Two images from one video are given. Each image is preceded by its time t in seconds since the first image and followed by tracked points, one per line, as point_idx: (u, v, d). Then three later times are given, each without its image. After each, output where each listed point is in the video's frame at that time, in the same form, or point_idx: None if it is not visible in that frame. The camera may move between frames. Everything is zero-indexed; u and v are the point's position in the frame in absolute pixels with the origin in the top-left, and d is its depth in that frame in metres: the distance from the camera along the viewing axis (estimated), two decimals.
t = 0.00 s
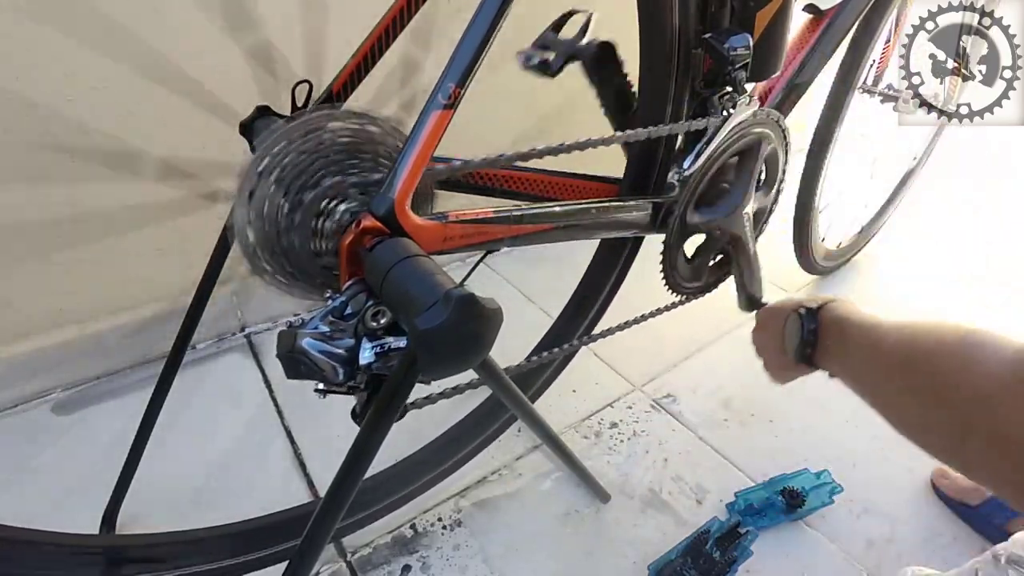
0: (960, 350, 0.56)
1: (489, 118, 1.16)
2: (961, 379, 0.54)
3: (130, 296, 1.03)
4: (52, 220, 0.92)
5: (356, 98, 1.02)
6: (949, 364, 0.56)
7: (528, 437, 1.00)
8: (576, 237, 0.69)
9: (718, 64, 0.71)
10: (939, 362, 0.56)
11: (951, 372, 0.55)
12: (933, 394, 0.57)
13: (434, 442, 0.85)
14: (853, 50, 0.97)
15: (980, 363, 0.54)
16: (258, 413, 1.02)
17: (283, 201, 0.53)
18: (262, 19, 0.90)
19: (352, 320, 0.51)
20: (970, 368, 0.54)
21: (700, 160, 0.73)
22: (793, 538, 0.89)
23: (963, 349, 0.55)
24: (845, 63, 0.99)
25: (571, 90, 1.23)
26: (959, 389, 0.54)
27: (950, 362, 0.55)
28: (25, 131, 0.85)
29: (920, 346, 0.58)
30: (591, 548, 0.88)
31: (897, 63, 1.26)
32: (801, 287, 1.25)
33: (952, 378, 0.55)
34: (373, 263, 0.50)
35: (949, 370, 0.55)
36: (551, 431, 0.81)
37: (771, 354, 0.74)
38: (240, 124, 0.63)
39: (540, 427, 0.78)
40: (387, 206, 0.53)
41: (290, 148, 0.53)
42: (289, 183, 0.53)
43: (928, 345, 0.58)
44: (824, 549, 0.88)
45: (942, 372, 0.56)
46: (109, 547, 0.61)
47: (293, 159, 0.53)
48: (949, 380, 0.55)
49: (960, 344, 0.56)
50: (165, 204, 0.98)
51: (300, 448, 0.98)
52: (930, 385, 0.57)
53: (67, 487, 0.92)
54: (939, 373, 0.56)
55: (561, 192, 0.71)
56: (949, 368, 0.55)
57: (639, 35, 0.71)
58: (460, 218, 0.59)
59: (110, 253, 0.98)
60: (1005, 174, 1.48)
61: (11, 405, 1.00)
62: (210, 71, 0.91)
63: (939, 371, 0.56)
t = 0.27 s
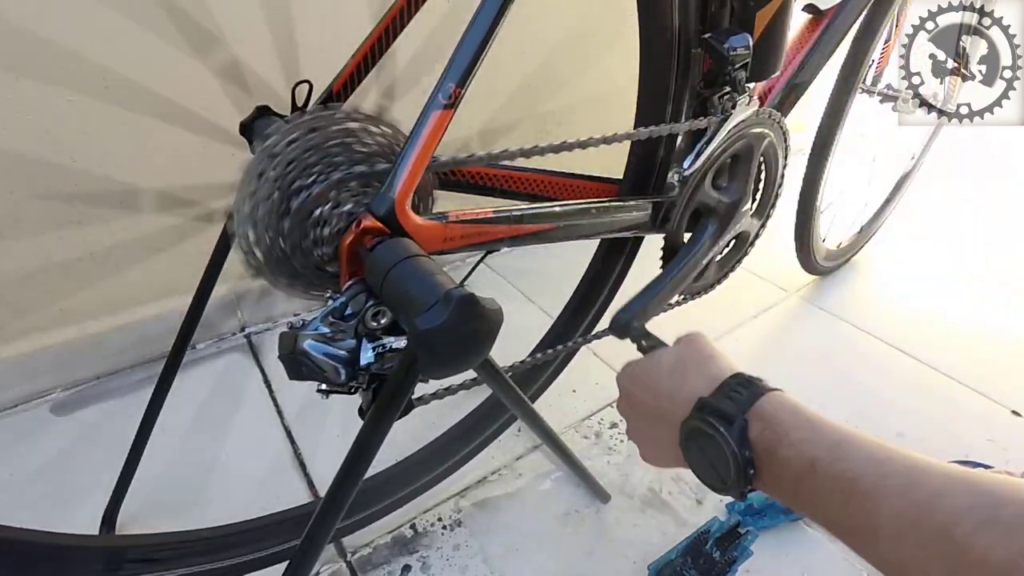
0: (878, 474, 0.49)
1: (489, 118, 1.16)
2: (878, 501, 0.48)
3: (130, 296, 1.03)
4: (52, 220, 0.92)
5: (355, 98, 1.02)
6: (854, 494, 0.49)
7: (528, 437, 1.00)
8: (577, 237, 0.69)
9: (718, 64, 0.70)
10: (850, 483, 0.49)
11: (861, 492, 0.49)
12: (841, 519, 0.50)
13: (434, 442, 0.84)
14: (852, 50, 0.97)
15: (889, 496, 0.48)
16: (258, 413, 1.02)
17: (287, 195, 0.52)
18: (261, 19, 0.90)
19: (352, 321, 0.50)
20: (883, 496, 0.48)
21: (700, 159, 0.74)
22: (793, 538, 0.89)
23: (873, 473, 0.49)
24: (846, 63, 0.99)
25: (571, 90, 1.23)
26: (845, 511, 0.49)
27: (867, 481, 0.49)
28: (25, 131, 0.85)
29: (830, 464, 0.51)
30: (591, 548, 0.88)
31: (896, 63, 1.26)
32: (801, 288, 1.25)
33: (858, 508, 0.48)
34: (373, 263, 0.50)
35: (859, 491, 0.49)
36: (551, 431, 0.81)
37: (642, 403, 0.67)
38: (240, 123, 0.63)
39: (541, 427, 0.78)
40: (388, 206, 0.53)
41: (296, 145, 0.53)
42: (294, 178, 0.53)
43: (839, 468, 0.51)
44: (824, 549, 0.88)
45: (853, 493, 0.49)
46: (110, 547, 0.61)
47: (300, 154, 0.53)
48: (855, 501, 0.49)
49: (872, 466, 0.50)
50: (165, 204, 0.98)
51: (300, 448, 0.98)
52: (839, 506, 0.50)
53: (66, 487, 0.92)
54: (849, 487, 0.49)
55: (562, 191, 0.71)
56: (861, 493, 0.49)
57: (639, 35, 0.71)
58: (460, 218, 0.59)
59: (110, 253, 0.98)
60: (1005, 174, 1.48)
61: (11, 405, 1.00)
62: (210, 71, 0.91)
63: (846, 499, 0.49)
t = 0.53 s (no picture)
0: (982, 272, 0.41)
1: (489, 118, 1.16)
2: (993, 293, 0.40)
3: (130, 297, 1.03)
4: (52, 221, 0.92)
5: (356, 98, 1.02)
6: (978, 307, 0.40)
7: (528, 437, 1.00)
8: (577, 237, 0.69)
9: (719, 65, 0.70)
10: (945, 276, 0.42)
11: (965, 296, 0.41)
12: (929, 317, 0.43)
13: (434, 442, 0.84)
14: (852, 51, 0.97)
15: (1001, 287, 0.40)
16: (258, 413, 1.02)
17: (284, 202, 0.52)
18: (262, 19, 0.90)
19: (353, 322, 0.51)
20: (994, 297, 0.40)
21: (699, 160, 0.75)
22: (793, 538, 0.89)
23: (980, 262, 0.41)
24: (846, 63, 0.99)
25: (571, 90, 1.23)
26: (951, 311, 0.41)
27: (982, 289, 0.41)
28: (25, 132, 0.85)
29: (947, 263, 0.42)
30: (591, 548, 0.88)
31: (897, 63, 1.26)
32: (801, 287, 1.25)
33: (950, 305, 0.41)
34: (373, 263, 0.50)
35: (969, 299, 0.41)
36: (551, 430, 0.81)
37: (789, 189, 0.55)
38: (240, 123, 0.63)
39: (541, 427, 0.78)
40: (387, 206, 0.53)
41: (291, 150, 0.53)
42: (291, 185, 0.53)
43: (951, 260, 0.42)
44: (824, 549, 0.88)
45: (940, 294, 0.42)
46: (110, 546, 0.61)
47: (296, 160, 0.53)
48: (953, 309, 0.41)
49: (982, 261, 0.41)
50: (165, 205, 0.98)
51: (300, 448, 0.98)
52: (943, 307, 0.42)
53: (66, 486, 0.92)
54: (954, 289, 0.42)
55: (561, 192, 0.71)
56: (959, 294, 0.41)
57: (639, 35, 0.71)
58: (460, 218, 0.59)
59: (111, 253, 0.98)
60: (1005, 174, 1.48)
61: (11, 405, 1.00)
62: (210, 72, 0.91)
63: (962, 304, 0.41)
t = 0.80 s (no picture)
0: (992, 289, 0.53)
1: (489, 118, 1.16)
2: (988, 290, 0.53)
3: (129, 297, 1.03)
4: (51, 221, 0.92)
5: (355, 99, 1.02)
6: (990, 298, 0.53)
7: (528, 437, 1.00)
8: (576, 237, 0.69)
9: (719, 65, 0.71)
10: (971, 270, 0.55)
11: (993, 298, 0.53)
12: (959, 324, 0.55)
13: (434, 442, 0.84)
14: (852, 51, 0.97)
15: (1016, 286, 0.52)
16: (258, 413, 1.02)
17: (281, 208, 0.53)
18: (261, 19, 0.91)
19: (353, 323, 0.51)
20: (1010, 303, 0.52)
21: (700, 160, 0.73)
22: (793, 538, 0.89)
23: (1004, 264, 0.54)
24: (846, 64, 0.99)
25: (571, 90, 1.23)
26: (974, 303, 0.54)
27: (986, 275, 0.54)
28: (25, 132, 0.85)
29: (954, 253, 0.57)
30: (591, 548, 0.88)
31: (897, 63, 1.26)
32: (801, 288, 1.25)
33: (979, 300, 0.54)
34: (373, 264, 0.50)
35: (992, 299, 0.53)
36: (551, 430, 0.81)
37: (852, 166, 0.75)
38: (240, 123, 0.63)
39: (541, 427, 0.78)
40: (387, 206, 0.53)
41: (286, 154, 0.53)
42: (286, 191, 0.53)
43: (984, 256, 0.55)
44: (824, 549, 0.88)
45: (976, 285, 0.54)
46: (110, 547, 0.61)
47: (290, 165, 0.53)
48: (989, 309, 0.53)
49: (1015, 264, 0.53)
50: (165, 204, 0.98)
51: (300, 448, 0.98)
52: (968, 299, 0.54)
53: (66, 486, 0.92)
54: (976, 279, 0.54)
55: (561, 192, 0.71)
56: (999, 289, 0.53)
57: (639, 35, 0.71)
58: (460, 218, 0.59)
59: (111, 252, 0.98)
60: (1005, 174, 1.48)
61: (11, 405, 1.00)
62: (210, 71, 0.91)
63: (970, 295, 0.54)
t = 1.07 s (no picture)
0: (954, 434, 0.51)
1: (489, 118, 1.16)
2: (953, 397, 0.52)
3: (130, 297, 1.03)
4: (52, 220, 0.92)
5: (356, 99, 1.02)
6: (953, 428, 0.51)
7: (528, 437, 1.00)
8: (576, 237, 0.69)
9: (719, 65, 0.71)
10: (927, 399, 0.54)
11: (939, 396, 0.53)
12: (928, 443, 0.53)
13: (434, 442, 0.84)
14: (852, 51, 0.97)
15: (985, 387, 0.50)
16: (258, 413, 1.02)
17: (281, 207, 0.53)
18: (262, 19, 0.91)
19: (353, 323, 0.51)
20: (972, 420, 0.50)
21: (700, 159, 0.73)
22: (793, 538, 0.89)
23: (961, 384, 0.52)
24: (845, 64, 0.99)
25: (571, 90, 1.23)
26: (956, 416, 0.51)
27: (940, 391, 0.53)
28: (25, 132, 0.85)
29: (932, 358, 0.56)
30: (591, 548, 0.88)
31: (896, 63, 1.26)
32: (801, 288, 1.25)
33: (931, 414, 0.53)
34: (373, 264, 0.50)
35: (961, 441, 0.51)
36: (551, 430, 0.81)
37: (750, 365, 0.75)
38: (240, 123, 0.63)
39: (541, 428, 0.78)
40: (387, 206, 0.53)
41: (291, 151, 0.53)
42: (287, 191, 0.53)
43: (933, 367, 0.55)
44: (824, 549, 0.88)
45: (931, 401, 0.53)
46: (110, 546, 0.61)
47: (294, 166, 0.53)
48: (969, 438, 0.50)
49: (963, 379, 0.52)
50: (165, 204, 0.98)
51: (300, 448, 0.98)
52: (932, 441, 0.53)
53: (66, 486, 0.92)
54: (926, 392, 0.54)
55: (561, 192, 0.71)
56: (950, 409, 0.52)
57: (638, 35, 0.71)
58: (460, 218, 0.59)
59: (110, 252, 0.98)
60: (1006, 174, 1.48)
61: (12, 404, 1.00)
62: (210, 72, 0.91)
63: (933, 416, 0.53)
